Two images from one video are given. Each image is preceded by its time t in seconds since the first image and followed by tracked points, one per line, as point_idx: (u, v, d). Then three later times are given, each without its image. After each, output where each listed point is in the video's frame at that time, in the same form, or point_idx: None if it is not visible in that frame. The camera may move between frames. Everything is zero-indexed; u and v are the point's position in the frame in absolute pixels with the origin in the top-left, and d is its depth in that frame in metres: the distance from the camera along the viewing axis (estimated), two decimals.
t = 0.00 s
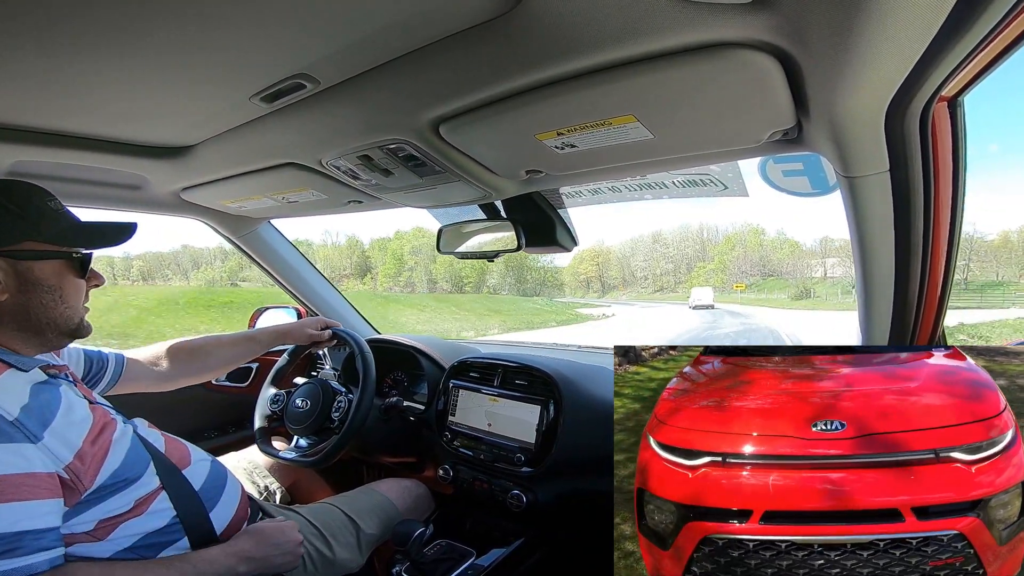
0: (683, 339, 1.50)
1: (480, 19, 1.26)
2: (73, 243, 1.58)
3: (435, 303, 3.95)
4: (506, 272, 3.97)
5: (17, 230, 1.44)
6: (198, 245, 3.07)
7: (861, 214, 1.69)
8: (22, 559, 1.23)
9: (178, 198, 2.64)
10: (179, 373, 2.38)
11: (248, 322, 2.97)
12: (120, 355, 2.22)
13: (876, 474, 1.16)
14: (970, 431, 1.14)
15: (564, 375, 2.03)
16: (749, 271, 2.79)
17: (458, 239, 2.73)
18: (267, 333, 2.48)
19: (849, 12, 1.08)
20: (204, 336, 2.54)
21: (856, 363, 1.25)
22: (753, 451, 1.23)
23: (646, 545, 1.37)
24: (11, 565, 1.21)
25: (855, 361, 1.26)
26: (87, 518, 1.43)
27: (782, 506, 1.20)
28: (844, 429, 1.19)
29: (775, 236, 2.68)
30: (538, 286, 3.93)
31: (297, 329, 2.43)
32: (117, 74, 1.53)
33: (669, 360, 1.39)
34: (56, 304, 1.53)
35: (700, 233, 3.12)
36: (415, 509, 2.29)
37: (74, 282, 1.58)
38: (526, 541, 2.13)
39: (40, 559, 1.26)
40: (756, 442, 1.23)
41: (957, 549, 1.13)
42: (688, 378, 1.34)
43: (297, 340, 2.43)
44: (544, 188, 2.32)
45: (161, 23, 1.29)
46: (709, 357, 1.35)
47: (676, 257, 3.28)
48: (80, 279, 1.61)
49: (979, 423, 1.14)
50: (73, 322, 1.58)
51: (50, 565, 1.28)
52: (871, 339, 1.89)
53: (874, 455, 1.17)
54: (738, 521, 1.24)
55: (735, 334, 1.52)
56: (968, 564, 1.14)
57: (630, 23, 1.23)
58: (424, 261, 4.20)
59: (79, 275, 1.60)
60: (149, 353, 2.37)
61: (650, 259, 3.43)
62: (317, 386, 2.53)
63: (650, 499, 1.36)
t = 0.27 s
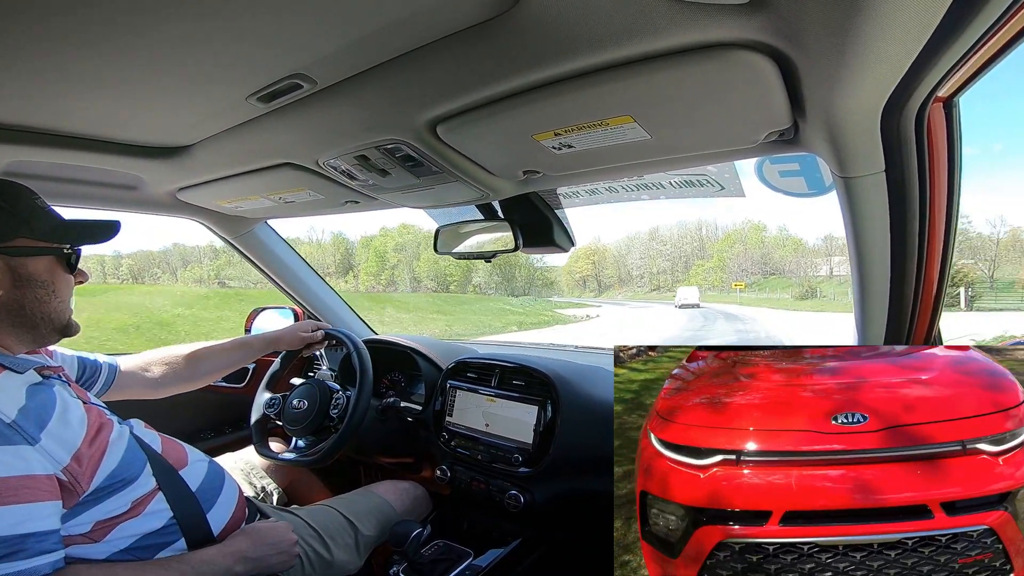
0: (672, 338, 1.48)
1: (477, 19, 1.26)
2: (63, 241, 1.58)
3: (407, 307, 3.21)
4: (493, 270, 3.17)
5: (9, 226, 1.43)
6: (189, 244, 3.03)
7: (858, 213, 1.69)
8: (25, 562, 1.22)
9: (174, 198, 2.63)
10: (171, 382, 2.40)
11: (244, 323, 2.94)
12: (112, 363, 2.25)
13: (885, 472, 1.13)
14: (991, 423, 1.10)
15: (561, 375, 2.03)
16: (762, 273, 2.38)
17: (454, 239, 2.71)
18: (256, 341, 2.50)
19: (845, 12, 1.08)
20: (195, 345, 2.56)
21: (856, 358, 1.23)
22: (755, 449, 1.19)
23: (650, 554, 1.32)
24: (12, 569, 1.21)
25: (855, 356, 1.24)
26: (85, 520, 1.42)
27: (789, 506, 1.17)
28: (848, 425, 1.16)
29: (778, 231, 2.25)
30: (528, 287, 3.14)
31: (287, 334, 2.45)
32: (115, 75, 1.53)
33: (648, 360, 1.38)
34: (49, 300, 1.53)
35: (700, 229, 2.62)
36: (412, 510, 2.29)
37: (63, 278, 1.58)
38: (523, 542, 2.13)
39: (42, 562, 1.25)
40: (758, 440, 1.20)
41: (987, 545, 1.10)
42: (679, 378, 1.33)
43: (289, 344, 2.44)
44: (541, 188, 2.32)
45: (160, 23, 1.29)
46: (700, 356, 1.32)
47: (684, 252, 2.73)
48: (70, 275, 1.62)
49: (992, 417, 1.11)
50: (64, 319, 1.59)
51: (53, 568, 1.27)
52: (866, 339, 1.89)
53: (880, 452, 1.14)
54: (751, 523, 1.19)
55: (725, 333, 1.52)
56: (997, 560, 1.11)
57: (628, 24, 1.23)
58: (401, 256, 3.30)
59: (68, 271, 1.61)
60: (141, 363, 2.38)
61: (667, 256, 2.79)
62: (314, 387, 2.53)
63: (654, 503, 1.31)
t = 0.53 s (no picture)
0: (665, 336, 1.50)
1: (474, 19, 1.26)
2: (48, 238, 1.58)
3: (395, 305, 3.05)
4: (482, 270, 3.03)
5: None
6: (182, 242, 3.02)
7: (853, 213, 1.70)
8: (21, 566, 1.23)
9: (168, 197, 2.61)
10: (163, 386, 2.40)
11: (238, 323, 2.93)
12: (104, 367, 2.24)
13: (894, 474, 1.10)
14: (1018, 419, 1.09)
15: (557, 375, 2.04)
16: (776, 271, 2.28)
17: (450, 239, 2.70)
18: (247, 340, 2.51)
19: (840, 13, 1.08)
20: (187, 348, 2.56)
21: (855, 358, 1.21)
22: (761, 453, 1.15)
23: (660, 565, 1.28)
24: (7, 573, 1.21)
25: (859, 356, 1.22)
26: (77, 523, 1.41)
27: (800, 512, 1.13)
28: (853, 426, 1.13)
29: (781, 228, 2.18)
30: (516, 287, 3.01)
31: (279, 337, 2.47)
32: (109, 74, 1.52)
33: (628, 364, 1.40)
34: (36, 295, 1.52)
35: (699, 226, 2.61)
36: (409, 511, 2.29)
37: (49, 277, 1.57)
38: (519, 541, 2.14)
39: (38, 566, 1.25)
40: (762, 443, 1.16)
41: (1017, 545, 1.08)
42: (666, 377, 1.32)
43: (281, 346, 2.47)
44: (537, 188, 2.33)
45: (154, 22, 1.28)
46: (690, 356, 1.33)
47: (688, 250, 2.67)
48: (55, 272, 1.61)
49: (995, 413, 1.10)
50: (47, 317, 1.57)
51: (51, 571, 1.27)
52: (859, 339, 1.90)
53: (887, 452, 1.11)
54: (768, 532, 1.14)
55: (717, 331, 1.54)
56: None
57: (624, 25, 1.23)
58: (385, 254, 3.14)
59: (54, 268, 1.60)
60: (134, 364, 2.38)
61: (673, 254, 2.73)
62: (309, 387, 2.52)
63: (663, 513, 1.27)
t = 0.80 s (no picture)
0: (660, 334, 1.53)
1: (469, 16, 1.26)
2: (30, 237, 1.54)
3: (387, 301, 3.16)
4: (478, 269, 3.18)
5: None
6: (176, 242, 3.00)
7: (845, 212, 1.71)
8: (19, 566, 1.22)
9: (160, 195, 2.59)
10: (152, 391, 2.39)
11: (231, 321, 2.91)
12: (94, 375, 2.23)
13: (905, 477, 1.11)
14: None
15: (552, 373, 2.05)
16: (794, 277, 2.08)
17: (445, 237, 2.69)
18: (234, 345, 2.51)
19: (834, 13, 1.09)
20: (175, 352, 2.55)
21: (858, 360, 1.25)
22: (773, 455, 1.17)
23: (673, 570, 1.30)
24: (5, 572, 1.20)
25: (879, 355, 1.25)
26: (70, 524, 1.40)
27: (814, 518, 1.14)
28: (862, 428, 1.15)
29: (788, 225, 2.05)
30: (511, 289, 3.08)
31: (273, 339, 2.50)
32: (100, 72, 1.51)
33: (621, 368, 1.43)
34: (25, 295, 1.51)
35: (701, 223, 2.41)
36: (404, 509, 2.28)
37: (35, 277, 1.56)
38: (515, 539, 2.13)
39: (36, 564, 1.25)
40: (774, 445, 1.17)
41: None
42: (659, 380, 1.36)
43: (271, 348, 2.49)
44: (532, 186, 2.32)
45: (145, 19, 1.27)
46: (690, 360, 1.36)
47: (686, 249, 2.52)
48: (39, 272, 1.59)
49: (1002, 414, 1.12)
50: (30, 318, 1.55)
51: (49, 571, 1.28)
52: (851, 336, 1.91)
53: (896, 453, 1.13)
54: (796, 538, 1.15)
55: (710, 328, 1.58)
56: None
57: (619, 23, 1.23)
58: (367, 252, 3.24)
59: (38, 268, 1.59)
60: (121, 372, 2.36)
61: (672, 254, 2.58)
62: (303, 385, 2.51)
63: (677, 521, 1.28)
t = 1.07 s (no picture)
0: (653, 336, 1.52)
1: (461, 16, 1.26)
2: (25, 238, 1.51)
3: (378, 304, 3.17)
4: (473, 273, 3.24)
5: None
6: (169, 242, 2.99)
7: (835, 211, 1.73)
8: (15, 574, 1.22)
9: (151, 196, 2.57)
10: (142, 394, 2.38)
11: (223, 323, 2.89)
12: (84, 376, 2.22)
13: (947, 486, 1.05)
14: None
15: (547, 373, 2.02)
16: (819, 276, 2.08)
17: (438, 238, 2.71)
18: (227, 349, 2.50)
19: (826, 13, 1.10)
20: (171, 355, 2.55)
21: (892, 356, 1.16)
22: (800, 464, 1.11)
23: None
24: None
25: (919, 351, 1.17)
26: (63, 529, 1.39)
27: (835, 530, 1.10)
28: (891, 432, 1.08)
29: (798, 222, 2.05)
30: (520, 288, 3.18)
31: (264, 342, 2.49)
32: (89, 72, 1.49)
33: (621, 374, 1.43)
34: (15, 298, 1.49)
35: (708, 222, 2.62)
36: (399, 510, 2.29)
37: (27, 279, 1.54)
38: (510, 539, 2.13)
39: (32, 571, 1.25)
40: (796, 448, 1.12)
41: None
42: (660, 386, 1.35)
43: (261, 352, 2.48)
44: (526, 186, 2.32)
45: (135, 19, 1.26)
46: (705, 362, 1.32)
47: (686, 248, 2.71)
48: (33, 275, 1.57)
49: None
50: (29, 318, 1.56)
51: None
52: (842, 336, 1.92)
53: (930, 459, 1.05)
54: (830, 553, 1.11)
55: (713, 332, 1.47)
56: None
57: (612, 23, 1.24)
58: (352, 250, 3.26)
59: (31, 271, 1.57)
60: (114, 373, 2.36)
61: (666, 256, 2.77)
62: (297, 387, 2.50)
63: (691, 532, 1.24)
